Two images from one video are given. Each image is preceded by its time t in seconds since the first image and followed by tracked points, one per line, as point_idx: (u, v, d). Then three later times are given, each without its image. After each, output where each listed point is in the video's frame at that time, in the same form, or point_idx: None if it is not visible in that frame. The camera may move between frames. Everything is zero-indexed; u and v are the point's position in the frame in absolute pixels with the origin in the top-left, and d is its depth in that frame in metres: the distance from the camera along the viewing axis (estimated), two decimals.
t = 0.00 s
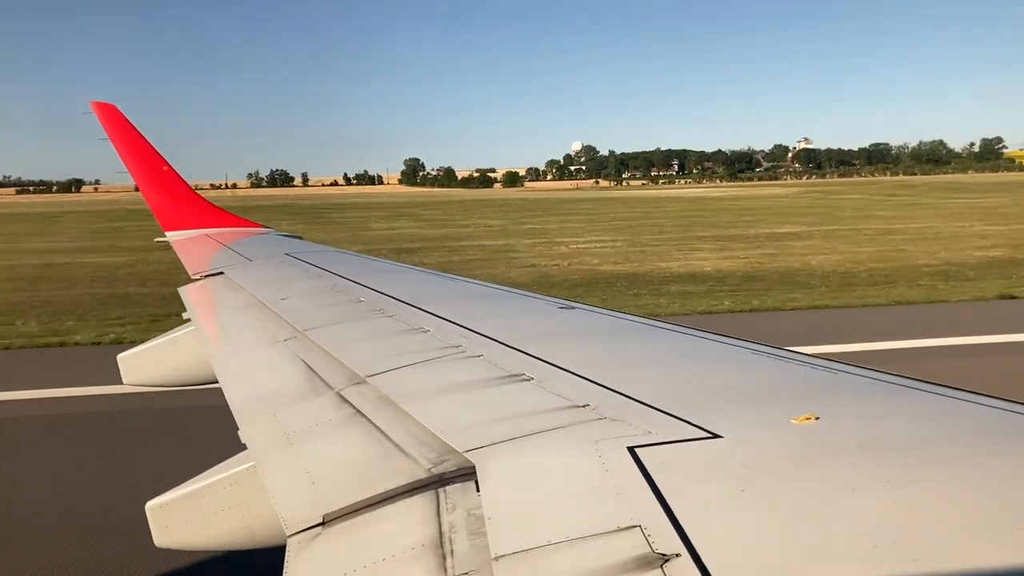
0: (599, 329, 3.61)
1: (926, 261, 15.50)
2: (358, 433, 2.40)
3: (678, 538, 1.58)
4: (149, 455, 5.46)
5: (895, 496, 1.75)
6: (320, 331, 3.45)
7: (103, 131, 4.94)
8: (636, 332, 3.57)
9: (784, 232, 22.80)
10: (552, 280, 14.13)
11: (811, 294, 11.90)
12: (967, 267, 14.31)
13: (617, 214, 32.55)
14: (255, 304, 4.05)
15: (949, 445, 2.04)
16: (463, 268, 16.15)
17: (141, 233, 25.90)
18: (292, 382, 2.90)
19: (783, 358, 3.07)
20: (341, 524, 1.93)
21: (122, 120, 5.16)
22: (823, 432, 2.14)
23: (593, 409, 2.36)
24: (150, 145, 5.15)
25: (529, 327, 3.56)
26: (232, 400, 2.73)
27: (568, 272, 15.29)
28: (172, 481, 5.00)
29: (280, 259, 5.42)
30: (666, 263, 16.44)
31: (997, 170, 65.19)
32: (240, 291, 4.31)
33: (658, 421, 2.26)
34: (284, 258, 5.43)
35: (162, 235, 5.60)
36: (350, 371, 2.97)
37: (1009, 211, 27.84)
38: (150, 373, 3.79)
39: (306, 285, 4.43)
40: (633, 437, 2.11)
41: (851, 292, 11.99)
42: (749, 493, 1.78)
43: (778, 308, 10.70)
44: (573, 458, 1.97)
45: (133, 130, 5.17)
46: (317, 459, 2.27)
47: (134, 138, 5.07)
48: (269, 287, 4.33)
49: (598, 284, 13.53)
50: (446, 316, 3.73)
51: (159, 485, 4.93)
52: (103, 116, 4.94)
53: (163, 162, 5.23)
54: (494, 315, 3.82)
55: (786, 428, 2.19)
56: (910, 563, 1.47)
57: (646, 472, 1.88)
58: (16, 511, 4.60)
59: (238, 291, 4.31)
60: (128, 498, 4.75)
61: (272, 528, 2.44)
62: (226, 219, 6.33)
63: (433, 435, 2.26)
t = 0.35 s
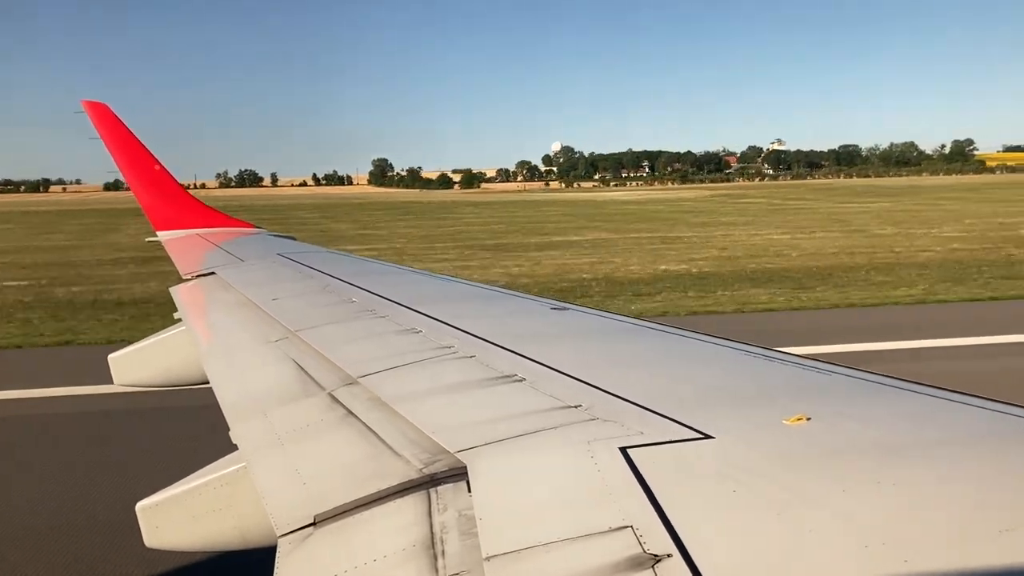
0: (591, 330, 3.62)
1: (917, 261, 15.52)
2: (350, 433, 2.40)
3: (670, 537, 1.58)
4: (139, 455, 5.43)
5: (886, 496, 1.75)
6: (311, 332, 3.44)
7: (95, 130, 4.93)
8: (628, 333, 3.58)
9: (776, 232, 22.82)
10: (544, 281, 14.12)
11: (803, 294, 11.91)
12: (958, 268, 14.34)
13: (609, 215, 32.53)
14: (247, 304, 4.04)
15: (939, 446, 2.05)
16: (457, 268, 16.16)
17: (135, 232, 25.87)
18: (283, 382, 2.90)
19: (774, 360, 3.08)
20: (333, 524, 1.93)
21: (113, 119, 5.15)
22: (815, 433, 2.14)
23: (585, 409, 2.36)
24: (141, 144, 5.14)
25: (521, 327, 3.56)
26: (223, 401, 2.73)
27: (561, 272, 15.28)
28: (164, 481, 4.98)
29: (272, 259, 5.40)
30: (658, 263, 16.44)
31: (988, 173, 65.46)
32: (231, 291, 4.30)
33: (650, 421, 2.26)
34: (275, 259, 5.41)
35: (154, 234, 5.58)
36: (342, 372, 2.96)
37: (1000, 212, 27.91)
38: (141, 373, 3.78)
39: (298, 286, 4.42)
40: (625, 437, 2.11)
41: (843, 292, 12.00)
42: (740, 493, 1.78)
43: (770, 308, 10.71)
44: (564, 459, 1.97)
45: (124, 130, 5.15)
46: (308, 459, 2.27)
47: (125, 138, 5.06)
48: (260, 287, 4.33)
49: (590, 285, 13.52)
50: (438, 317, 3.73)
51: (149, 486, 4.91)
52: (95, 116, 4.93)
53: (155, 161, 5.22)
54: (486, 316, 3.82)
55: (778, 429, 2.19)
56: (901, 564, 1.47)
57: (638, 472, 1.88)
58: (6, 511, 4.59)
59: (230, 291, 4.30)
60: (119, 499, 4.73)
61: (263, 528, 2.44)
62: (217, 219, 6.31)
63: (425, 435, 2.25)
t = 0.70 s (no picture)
0: (585, 328, 3.62)
1: (912, 259, 15.52)
2: (342, 432, 2.40)
3: (662, 535, 1.58)
4: (134, 455, 5.42)
5: (878, 494, 1.75)
6: (304, 331, 3.43)
7: (88, 129, 4.92)
8: (622, 332, 3.58)
9: (771, 230, 22.82)
10: (539, 278, 14.10)
11: (798, 291, 11.90)
12: (953, 265, 14.35)
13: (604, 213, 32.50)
14: (240, 302, 4.03)
15: (932, 444, 2.05)
16: (454, 265, 16.15)
17: (132, 230, 25.85)
18: (276, 381, 2.89)
19: (768, 358, 3.08)
20: (326, 523, 1.93)
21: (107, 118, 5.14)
22: (807, 432, 2.15)
23: (578, 408, 2.36)
24: (134, 142, 5.14)
25: (515, 326, 3.56)
26: (216, 399, 2.73)
27: (557, 270, 15.26)
28: (157, 480, 4.97)
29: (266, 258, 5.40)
30: (654, 261, 16.43)
31: (984, 172, 65.64)
32: (225, 290, 4.29)
33: (643, 419, 2.26)
34: (269, 257, 5.41)
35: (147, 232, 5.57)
36: (336, 370, 2.96)
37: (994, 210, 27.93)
38: (134, 372, 3.77)
39: (291, 284, 4.41)
40: (618, 436, 2.12)
41: (838, 290, 11.99)
42: (732, 491, 1.78)
43: (765, 306, 10.70)
44: (557, 457, 1.97)
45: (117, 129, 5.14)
46: (301, 458, 2.26)
47: (118, 136, 5.05)
48: (254, 286, 4.32)
49: (585, 283, 13.51)
50: (431, 316, 3.72)
51: (144, 485, 4.89)
52: (88, 114, 4.92)
53: (148, 160, 5.21)
54: (479, 314, 3.81)
55: (771, 428, 2.19)
56: (891, 561, 1.48)
57: (631, 471, 1.88)
58: None
59: (223, 290, 4.29)
60: (113, 498, 4.72)
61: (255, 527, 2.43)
62: (211, 217, 6.31)
63: (418, 434, 2.25)
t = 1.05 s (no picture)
0: (579, 325, 3.61)
1: (905, 256, 15.54)
2: (337, 428, 2.40)
3: (657, 531, 1.58)
4: (128, 453, 5.40)
5: (872, 489, 1.76)
6: (299, 328, 3.43)
7: (79, 126, 4.89)
8: (617, 328, 3.58)
9: (765, 228, 22.82)
10: (534, 276, 14.08)
11: (792, 289, 11.90)
12: (947, 263, 14.36)
13: (598, 212, 32.44)
14: (234, 300, 4.03)
15: (926, 439, 2.06)
16: (450, 264, 16.16)
17: (124, 228, 25.74)
18: (269, 379, 2.89)
19: (763, 354, 3.08)
20: (320, 520, 1.93)
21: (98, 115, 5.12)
22: (803, 427, 2.15)
23: (573, 404, 2.36)
24: (126, 140, 5.12)
25: (510, 323, 3.56)
26: (209, 397, 2.72)
27: (550, 268, 15.22)
28: (151, 477, 4.96)
29: (260, 255, 5.39)
30: (648, 259, 16.41)
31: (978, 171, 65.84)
32: (218, 287, 4.28)
33: (637, 416, 2.26)
34: (262, 255, 5.39)
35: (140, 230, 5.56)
36: (329, 367, 2.96)
37: (987, 207, 27.97)
38: (128, 370, 3.76)
39: (285, 281, 4.41)
40: (613, 432, 2.11)
41: (832, 287, 11.99)
42: (726, 487, 1.79)
43: (759, 303, 10.70)
44: (551, 454, 1.97)
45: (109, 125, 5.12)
46: (294, 455, 2.26)
47: (110, 133, 5.03)
48: (247, 283, 4.31)
49: (579, 280, 13.50)
50: (425, 313, 3.72)
51: (137, 484, 4.87)
52: (80, 111, 4.90)
53: (140, 157, 5.20)
54: (473, 312, 3.81)
55: (767, 424, 2.19)
56: (886, 556, 1.48)
57: (626, 467, 1.88)
58: None
59: (217, 287, 4.28)
60: (107, 496, 4.71)
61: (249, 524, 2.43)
62: (204, 214, 6.29)
63: (411, 431, 2.25)
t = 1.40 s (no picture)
0: (576, 323, 3.62)
1: (900, 255, 15.55)
2: (334, 427, 2.40)
3: (653, 530, 1.59)
4: (125, 452, 5.39)
5: (867, 487, 1.77)
6: (296, 326, 3.43)
7: (76, 123, 4.88)
8: (614, 327, 3.58)
9: (761, 226, 22.85)
10: (529, 273, 14.07)
11: (788, 287, 11.91)
12: (942, 261, 14.38)
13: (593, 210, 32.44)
14: (231, 298, 4.03)
15: (922, 438, 2.06)
16: (449, 261, 16.16)
17: (119, 227, 25.70)
18: (266, 377, 2.89)
19: (759, 353, 3.09)
20: (318, 518, 1.93)
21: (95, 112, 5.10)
22: (799, 425, 2.15)
23: (570, 403, 2.37)
24: (123, 138, 5.10)
25: (506, 321, 3.57)
26: (206, 395, 2.72)
27: (547, 265, 15.21)
28: (147, 476, 4.96)
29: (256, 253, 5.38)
30: (643, 257, 16.41)
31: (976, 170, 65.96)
32: (215, 285, 4.28)
33: (634, 415, 2.27)
34: (258, 253, 5.39)
35: (136, 228, 5.55)
36: (326, 366, 2.96)
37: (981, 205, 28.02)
38: (125, 369, 3.76)
39: (282, 280, 4.41)
40: (609, 431, 2.12)
41: (828, 285, 12.00)
42: (722, 485, 1.79)
43: (754, 301, 10.71)
44: (549, 452, 1.97)
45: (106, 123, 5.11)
46: (291, 454, 2.26)
47: (107, 131, 5.02)
48: (244, 282, 4.31)
49: (575, 278, 13.50)
50: (422, 311, 3.71)
51: (133, 483, 4.86)
52: (77, 109, 4.88)
53: (137, 155, 5.19)
54: (470, 310, 3.81)
55: (764, 422, 2.20)
56: (882, 554, 1.49)
57: (623, 466, 1.88)
58: None
59: (213, 285, 4.27)
60: (103, 495, 4.71)
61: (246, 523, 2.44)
62: (201, 212, 6.29)
63: (408, 429, 2.26)
